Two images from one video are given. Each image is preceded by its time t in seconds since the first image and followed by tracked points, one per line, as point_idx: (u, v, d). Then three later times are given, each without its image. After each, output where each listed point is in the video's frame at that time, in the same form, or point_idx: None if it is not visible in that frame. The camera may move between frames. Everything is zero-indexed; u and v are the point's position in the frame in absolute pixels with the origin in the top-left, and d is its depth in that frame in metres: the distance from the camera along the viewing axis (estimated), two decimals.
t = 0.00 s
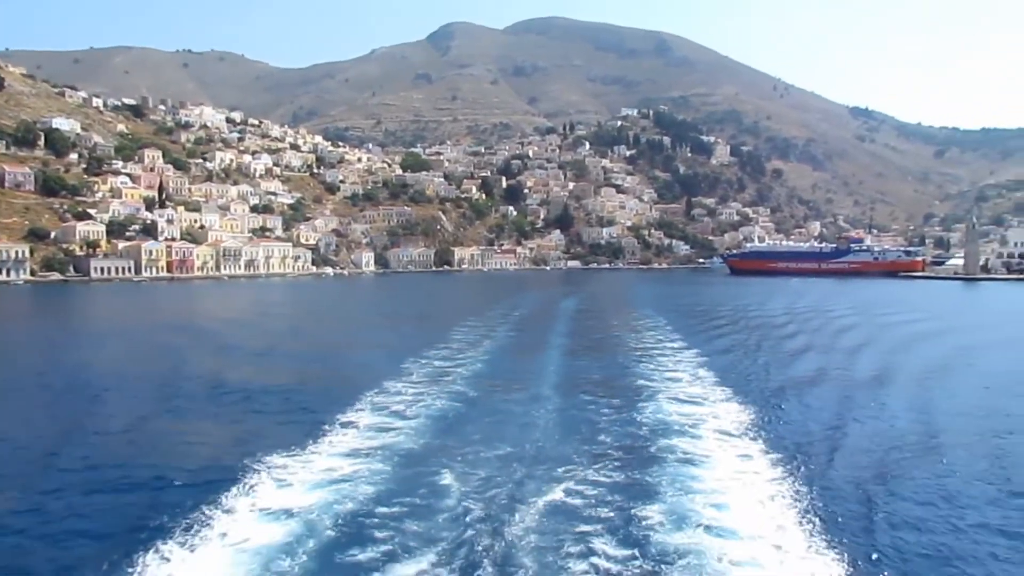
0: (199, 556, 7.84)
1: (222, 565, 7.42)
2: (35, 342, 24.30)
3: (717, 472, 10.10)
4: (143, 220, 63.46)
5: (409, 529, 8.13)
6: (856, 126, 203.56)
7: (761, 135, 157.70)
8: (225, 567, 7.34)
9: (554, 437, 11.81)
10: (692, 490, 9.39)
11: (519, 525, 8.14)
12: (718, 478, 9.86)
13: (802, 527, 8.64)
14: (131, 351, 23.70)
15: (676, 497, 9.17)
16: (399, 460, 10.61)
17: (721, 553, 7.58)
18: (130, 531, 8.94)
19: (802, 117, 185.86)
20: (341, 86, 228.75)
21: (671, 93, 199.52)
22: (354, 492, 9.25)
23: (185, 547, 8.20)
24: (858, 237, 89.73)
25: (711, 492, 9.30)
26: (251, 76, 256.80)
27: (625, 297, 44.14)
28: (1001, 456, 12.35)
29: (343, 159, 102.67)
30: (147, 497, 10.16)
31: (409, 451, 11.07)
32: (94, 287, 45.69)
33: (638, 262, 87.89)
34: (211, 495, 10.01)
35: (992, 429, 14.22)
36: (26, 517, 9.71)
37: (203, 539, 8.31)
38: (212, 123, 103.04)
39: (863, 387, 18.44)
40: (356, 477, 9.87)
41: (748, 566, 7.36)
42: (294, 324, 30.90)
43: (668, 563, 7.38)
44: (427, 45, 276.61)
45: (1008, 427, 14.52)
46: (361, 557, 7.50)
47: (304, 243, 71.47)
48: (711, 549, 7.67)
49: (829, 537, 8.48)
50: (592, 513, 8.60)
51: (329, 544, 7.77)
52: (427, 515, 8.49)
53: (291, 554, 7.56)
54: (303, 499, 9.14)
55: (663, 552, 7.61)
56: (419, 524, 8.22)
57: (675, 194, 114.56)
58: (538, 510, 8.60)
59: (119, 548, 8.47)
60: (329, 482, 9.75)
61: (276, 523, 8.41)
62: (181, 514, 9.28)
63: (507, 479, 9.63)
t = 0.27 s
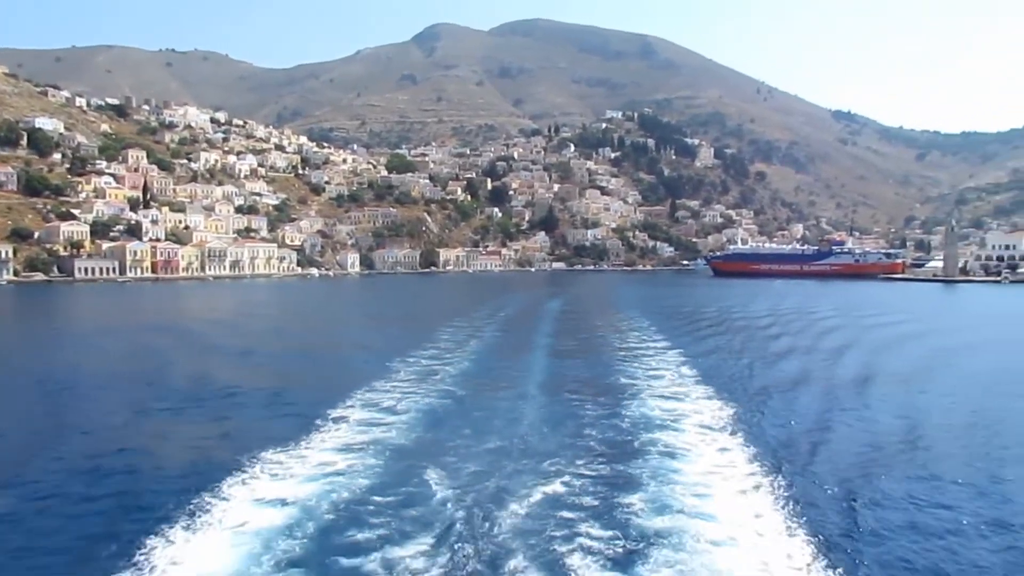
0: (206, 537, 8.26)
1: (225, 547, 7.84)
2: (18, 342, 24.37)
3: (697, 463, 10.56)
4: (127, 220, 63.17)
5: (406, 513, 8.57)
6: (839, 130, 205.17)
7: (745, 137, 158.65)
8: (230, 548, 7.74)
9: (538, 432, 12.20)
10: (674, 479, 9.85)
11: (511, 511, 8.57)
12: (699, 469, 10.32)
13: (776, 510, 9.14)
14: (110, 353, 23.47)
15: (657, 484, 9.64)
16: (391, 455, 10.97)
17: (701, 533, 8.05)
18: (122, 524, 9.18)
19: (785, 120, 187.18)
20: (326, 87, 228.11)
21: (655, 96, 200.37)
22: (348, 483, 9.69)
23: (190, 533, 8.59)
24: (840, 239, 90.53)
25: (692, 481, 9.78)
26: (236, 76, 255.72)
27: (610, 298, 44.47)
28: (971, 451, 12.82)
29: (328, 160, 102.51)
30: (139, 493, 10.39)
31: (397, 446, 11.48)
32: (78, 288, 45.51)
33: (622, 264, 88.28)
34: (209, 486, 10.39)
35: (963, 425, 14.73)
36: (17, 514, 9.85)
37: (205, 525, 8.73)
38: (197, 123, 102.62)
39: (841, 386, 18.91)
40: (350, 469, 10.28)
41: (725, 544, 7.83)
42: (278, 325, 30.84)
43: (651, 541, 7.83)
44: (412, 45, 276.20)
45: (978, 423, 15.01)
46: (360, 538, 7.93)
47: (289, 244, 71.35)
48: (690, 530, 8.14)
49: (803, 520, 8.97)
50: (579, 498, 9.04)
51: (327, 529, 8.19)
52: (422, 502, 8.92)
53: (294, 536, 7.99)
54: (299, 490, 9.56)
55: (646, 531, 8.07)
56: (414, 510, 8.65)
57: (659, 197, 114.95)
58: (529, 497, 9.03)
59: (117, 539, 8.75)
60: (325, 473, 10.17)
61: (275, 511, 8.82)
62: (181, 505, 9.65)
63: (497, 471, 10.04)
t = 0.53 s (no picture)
0: (208, 525, 8.60)
1: (227, 533, 8.19)
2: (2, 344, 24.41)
3: (679, 457, 10.97)
4: (112, 222, 62.88)
5: (400, 502, 8.95)
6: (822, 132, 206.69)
7: (729, 140, 159.52)
8: (232, 534, 8.11)
9: (526, 429, 12.53)
10: (658, 470, 10.27)
11: (502, 500, 8.97)
12: (681, 462, 10.73)
13: (754, 498, 9.58)
14: (91, 356, 23.23)
15: (642, 475, 10.05)
16: (384, 450, 11.33)
17: (682, 518, 8.48)
18: (119, 517, 9.42)
19: (769, 122, 188.42)
20: (311, 88, 227.53)
21: (640, 98, 201.22)
22: (343, 475, 10.05)
23: (193, 521, 8.94)
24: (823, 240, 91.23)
25: (674, 472, 10.20)
26: (220, 78, 254.71)
27: (595, 299, 44.78)
28: (944, 445, 13.28)
29: (313, 162, 102.34)
30: (134, 489, 10.61)
31: (389, 441, 11.81)
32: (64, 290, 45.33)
33: (607, 266, 88.61)
34: (208, 479, 10.74)
35: (938, 421, 15.19)
36: (15, 510, 10.02)
37: (207, 514, 9.09)
38: (182, 125, 102.18)
39: (821, 385, 19.31)
40: (345, 463, 10.63)
41: (705, 528, 8.26)
42: (262, 328, 30.71)
43: (634, 525, 8.27)
44: (397, 47, 275.94)
45: (952, 419, 15.48)
46: (357, 524, 8.31)
47: (275, 246, 71.21)
48: (672, 515, 8.58)
49: (780, 507, 9.39)
50: (566, 488, 9.46)
51: (325, 517, 8.56)
52: (415, 492, 9.30)
53: (294, 523, 8.36)
54: (297, 482, 9.92)
55: (631, 517, 8.50)
56: (409, 500, 9.02)
57: (644, 199, 115.35)
58: (519, 487, 9.43)
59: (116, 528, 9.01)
60: (320, 467, 10.53)
61: (273, 501, 9.19)
62: (181, 497, 9.98)
63: (487, 464, 10.41)
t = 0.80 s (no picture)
0: (209, 516, 8.94)
1: (227, 521, 8.56)
2: None
3: (659, 452, 11.40)
4: (98, 224, 62.59)
5: (394, 493, 9.30)
6: (806, 136, 208.01)
7: (714, 143, 160.33)
8: (233, 522, 8.44)
9: (512, 427, 12.90)
10: (642, 464, 10.66)
11: (493, 491, 9.35)
12: (662, 457, 11.15)
13: (735, 490, 9.97)
14: (75, 359, 23.11)
15: (626, 468, 10.46)
16: (376, 445, 11.69)
17: (665, 505, 8.88)
18: (119, 514, 9.55)
19: (754, 126, 189.51)
20: (297, 90, 226.96)
21: (626, 102, 201.96)
22: (338, 469, 10.38)
23: (193, 512, 9.27)
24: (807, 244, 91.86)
25: (658, 465, 10.60)
26: (205, 79, 253.75)
27: (581, 301, 45.11)
28: (918, 442, 13.72)
29: (300, 164, 102.15)
30: (134, 487, 10.77)
31: (380, 438, 12.13)
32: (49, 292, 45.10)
33: (593, 269, 88.88)
34: (205, 475, 11.05)
35: (914, 420, 15.65)
36: (17, 507, 10.15)
37: (207, 506, 9.43)
38: (167, 126, 101.72)
39: (803, 385, 19.72)
40: (339, 458, 10.96)
41: (686, 515, 8.66)
42: (249, 330, 30.67)
43: (619, 512, 8.67)
44: (384, 50, 275.60)
45: (928, 418, 15.94)
46: (353, 513, 8.65)
47: (261, 248, 71.01)
48: (654, 504, 8.96)
49: (759, 498, 9.79)
50: (554, 480, 9.85)
51: (321, 506, 8.88)
52: (408, 484, 9.66)
53: (293, 511, 8.70)
54: (294, 475, 10.25)
55: (616, 505, 8.89)
56: (403, 492, 9.37)
57: (630, 202, 115.80)
58: (509, 480, 9.80)
59: (114, 522, 9.27)
60: (315, 462, 10.87)
61: (270, 493, 9.53)
62: (180, 492, 10.31)
63: (477, 459, 10.76)
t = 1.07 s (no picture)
0: (207, 506, 9.27)
1: (225, 510, 8.91)
2: None
3: (641, 448, 11.81)
4: (82, 224, 62.27)
5: (385, 486, 9.67)
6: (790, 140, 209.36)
7: (699, 146, 161.03)
8: (229, 511, 8.78)
9: (499, 425, 13.24)
10: (623, 459, 11.06)
11: (481, 483, 9.71)
12: (644, 452, 11.56)
13: (713, 483, 10.39)
14: (57, 360, 22.96)
15: (608, 462, 10.87)
16: (367, 441, 12.05)
17: (646, 495, 9.30)
18: (115, 510, 9.69)
19: (738, 129, 190.59)
20: (282, 90, 226.15)
21: (611, 104, 202.61)
22: (330, 464, 10.72)
23: (192, 502, 9.59)
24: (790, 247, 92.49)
25: (640, 460, 11.00)
26: (189, 79, 252.59)
27: (565, 303, 45.36)
28: (892, 440, 14.17)
29: (285, 165, 101.89)
30: (129, 483, 10.91)
31: (370, 436, 12.45)
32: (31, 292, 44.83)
33: (578, 270, 89.08)
34: (199, 469, 11.36)
35: (889, 419, 16.10)
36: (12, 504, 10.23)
37: (204, 497, 9.77)
38: (152, 126, 101.24)
39: (783, 385, 20.12)
40: (331, 453, 11.30)
41: (666, 504, 9.06)
42: (234, 331, 30.62)
43: (602, 501, 9.07)
44: (370, 50, 275.11)
45: (902, 417, 16.39)
46: (347, 503, 9.01)
47: (246, 249, 70.80)
48: (635, 494, 9.39)
49: (736, 490, 10.21)
50: (538, 473, 10.25)
51: (315, 496, 9.23)
52: (399, 477, 10.03)
53: (288, 502, 9.05)
54: (287, 469, 10.60)
55: (598, 495, 9.30)
56: (394, 484, 9.73)
57: (615, 204, 116.20)
58: (495, 473, 10.18)
59: (108, 515, 9.52)
60: (307, 458, 11.22)
61: (264, 486, 9.87)
62: (175, 485, 10.62)
63: (467, 455, 11.13)
